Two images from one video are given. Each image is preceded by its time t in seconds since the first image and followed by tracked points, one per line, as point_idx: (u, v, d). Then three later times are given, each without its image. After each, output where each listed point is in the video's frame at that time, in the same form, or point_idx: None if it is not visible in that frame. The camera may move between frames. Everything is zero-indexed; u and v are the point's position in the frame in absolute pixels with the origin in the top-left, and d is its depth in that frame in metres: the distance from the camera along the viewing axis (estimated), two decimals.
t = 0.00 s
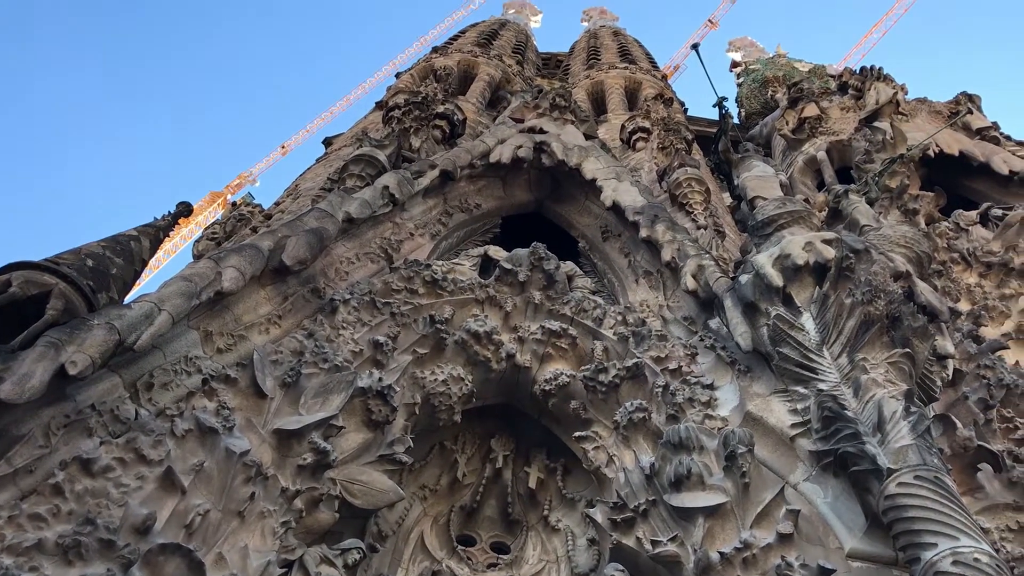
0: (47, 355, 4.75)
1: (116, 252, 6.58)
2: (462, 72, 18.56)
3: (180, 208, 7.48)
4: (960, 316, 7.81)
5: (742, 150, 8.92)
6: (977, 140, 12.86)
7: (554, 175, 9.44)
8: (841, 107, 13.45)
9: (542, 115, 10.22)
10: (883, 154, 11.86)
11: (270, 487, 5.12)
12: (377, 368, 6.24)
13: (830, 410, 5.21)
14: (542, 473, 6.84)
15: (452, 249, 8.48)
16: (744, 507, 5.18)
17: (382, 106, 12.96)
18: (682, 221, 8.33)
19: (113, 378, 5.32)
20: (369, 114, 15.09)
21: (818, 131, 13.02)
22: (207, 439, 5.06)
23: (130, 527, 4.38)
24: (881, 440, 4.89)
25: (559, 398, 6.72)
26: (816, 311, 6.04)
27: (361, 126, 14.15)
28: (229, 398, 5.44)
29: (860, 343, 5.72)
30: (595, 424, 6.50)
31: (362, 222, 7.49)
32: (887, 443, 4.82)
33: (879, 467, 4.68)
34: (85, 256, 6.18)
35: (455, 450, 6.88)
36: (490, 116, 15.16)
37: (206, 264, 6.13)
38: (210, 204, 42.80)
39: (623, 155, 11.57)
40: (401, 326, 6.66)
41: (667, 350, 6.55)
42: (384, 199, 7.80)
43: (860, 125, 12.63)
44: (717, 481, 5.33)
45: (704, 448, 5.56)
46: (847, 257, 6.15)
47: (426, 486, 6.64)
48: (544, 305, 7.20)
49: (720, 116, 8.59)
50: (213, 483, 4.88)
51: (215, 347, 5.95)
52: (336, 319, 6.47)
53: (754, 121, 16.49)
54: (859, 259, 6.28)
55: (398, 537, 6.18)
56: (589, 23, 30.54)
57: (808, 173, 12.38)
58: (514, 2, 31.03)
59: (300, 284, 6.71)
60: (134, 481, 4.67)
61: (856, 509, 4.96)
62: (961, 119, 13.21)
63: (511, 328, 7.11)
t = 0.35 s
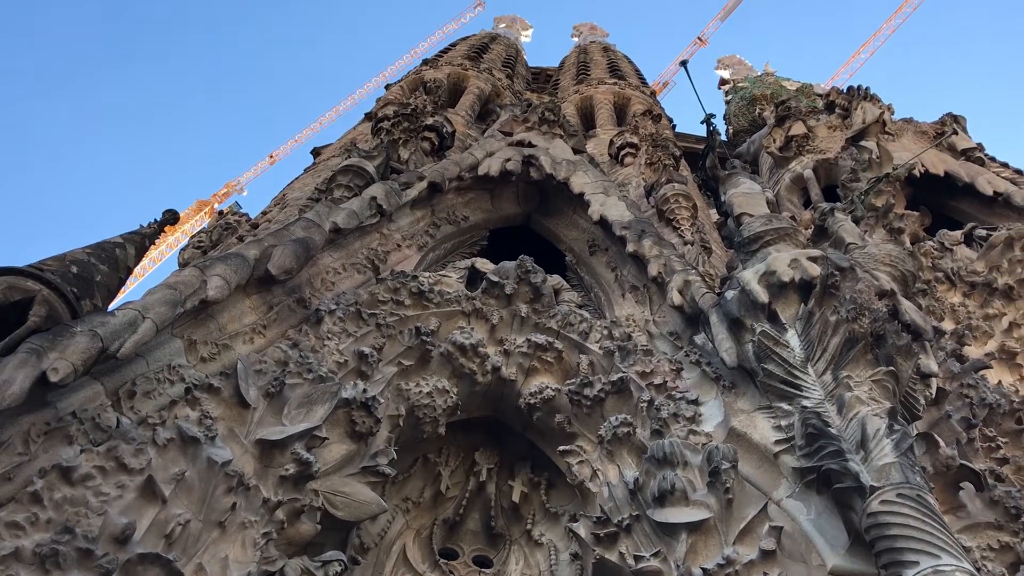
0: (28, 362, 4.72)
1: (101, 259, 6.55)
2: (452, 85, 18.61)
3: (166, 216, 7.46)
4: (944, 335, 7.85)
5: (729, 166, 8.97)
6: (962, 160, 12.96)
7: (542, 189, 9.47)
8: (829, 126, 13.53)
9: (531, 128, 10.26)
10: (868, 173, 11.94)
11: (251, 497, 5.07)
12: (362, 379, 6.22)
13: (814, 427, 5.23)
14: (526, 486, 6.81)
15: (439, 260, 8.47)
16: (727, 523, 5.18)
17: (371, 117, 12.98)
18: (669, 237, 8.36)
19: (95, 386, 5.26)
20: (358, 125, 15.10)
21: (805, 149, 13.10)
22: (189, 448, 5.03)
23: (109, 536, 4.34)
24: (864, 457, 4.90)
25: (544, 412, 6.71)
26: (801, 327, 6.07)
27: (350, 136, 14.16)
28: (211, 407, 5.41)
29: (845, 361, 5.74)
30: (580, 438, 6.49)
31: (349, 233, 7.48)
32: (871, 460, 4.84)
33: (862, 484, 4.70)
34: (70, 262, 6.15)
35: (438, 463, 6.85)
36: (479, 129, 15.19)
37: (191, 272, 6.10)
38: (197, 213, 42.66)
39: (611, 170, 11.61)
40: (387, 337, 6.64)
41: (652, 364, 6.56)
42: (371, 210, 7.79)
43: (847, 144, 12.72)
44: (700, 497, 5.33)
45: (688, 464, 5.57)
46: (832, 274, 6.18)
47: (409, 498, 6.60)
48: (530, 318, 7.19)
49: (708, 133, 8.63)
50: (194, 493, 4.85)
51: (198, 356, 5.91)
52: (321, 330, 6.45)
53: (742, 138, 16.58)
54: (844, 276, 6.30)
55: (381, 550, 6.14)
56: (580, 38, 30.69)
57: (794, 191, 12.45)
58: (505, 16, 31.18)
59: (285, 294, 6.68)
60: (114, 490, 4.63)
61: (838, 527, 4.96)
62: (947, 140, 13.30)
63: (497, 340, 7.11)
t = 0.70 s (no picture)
0: None
1: (78, 254, 6.49)
2: (438, 91, 18.62)
3: (146, 212, 7.40)
4: (918, 353, 7.91)
5: (711, 181, 9.02)
6: (941, 182, 13.11)
7: (525, 198, 9.49)
8: (810, 143, 13.63)
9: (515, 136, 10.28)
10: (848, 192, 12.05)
11: (223, 498, 5.03)
12: (338, 382, 6.19)
13: (788, 441, 5.26)
14: (500, 493, 6.79)
15: (420, 265, 8.45)
16: (700, 535, 5.19)
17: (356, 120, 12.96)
18: (650, 249, 8.39)
19: (67, 381, 5.18)
20: (343, 128, 15.06)
21: (786, 166, 13.17)
22: (162, 446, 5.00)
23: (76, 533, 4.29)
24: (837, 473, 4.93)
25: (520, 419, 6.71)
26: (777, 342, 6.11)
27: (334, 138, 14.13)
28: (185, 406, 5.37)
29: (820, 376, 5.78)
30: (555, 447, 6.49)
31: (329, 235, 7.46)
32: (843, 476, 4.87)
33: (834, 499, 4.73)
34: (46, 256, 6.09)
35: (412, 468, 6.81)
36: (464, 136, 15.20)
37: (169, 270, 6.06)
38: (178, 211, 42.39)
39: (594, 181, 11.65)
40: (364, 340, 6.62)
41: (629, 375, 6.58)
42: (353, 213, 7.77)
43: (828, 163, 12.84)
44: (673, 508, 5.34)
45: (662, 475, 5.58)
46: (810, 291, 6.22)
47: (382, 503, 6.56)
48: (509, 325, 7.19)
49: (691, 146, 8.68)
50: (164, 492, 4.82)
51: (174, 354, 5.85)
52: (298, 331, 6.42)
53: (725, 153, 16.69)
54: (822, 292, 6.34)
55: (352, 554, 6.10)
56: (567, 49, 30.81)
57: (775, 207, 12.54)
58: (493, 24, 31.25)
59: (263, 294, 6.65)
60: (84, 487, 4.58)
61: (810, 541, 4.98)
62: (927, 161, 13.44)
63: (475, 347, 7.09)
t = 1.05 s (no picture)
0: None
1: (52, 240, 6.42)
2: (424, 92, 18.62)
3: (123, 201, 7.34)
4: (888, 373, 7.98)
5: (691, 194, 9.07)
6: (918, 205, 13.25)
7: (506, 203, 9.52)
8: (791, 161, 13.76)
9: (499, 141, 10.29)
10: (826, 211, 12.17)
11: (189, 491, 4.99)
12: (310, 379, 6.17)
13: (757, 456, 5.29)
14: (468, 498, 6.78)
15: (398, 266, 8.42)
16: (666, 546, 5.20)
17: (340, 118, 12.92)
18: (628, 259, 8.43)
19: (35, 368, 5.13)
20: (326, 125, 15.01)
21: (766, 182, 13.29)
22: (128, 438, 4.94)
23: (37, 522, 4.23)
24: (803, 489, 4.98)
25: (492, 424, 6.70)
26: (750, 356, 6.15)
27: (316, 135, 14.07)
28: (154, 398, 5.31)
29: (791, 392, 5.81)
30: (525, 453, 6.49)
31: (307, 231, 7.43)
32: (810, 492, 4.91)
33: (800, 515, 4.77)
34: (19, 241, 6.02)
35: (382, 469, 6.76)
36: (447, 138, 15.18)
37: (143, 260, 6.01)
38: (156, 202, 42.08)
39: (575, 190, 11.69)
40: (338, 338, 6.58)
41: (602, 384, 6.59)
42: (332, 210, 7.75)
43: (808, 181, 12.94)
44: (640, 518, 5.34)
45: (631, 485, 5.59)
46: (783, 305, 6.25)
47: (349, 503, 6.53)
48: (484, 329, 7.19)
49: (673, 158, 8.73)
50: (129, 483, 4.77)
51: (145, 345, 5.80)
52: (271, 327, 6.39)
53: (706, 167, 16.80)
54: (795, 309, 6.38)
55: (316, 553, 6.06)
56: (554, 56, 30.90)
57: (754, 223, 12.63)
58: (481, 28, 31.30)
59: (238, 288, 6.60)
60: (47, 476, 4.52)
61: (773, 556, 5.01)
62: (905, 184, 13.58)
63: (449, 349, 7.08)
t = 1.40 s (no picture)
0: None
1: (26, 221, 6.33)
2: (411, 92, 18.59)
3: (101, 186, 7.26)
4: (857, 398, 8.04)
5: (671, 208, 9.12)
6: (895, 231, 13.40)
7: (487, 208, 9.54)
8: (771, 182, 13.84)
9: (483, 145, 10.30)
10: (804, 232, 12.27)
11: (152, 482, 4.94)
12: (280, 375, 6.13)
13: (723, 473, 5.33)
14: (434, 501, 6.76)
15: (375, 265, 8.39)
16: (629, 558, 5.20)
17: (324, 114, 12.87)
18: (606, 270, 8.45)
19: (1, 349, 5.06)
20: (309, 120, 14.94)
21: (746, 201, 13.37)
22: (93, 424, 4.87)
23: None
24: (767, 507, 5.02)
25: (461, 428, 6.69)
26: (721, 373, 6.18)
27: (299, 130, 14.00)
28: (122, 385, 5.24)
29: (760, 411, 5.85)
30: (493, 458, 6.48)
31: (286, 226, 7.39)
32: (773, 511, 4.96)
33: (763, 533, 4.82)
34: None
35: (348, 469, 6.73)
36: (431, 140, 15.16)
37: (118, 246, 5.94)
38: (135, 187, 41.72)
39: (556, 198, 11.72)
40: (311, 335, 6.54)
41: (573, 394, 6.60)
42: (312, 206, 7.72)
43: (787, 202, 13.04)
44: (604, 529, 5.34)
45: (597, 495, 5.58)
46: (757, 325, 6.29)
47: (314, 501, 6.48)
48: (459, 333, 7.18)
49: (655, 172, 8.78)
50: (92, 471, 4.69)
51: (115, 332, 5.73)
52: (244, 320, 6.33)
53: (688, 183, 16.89)
54: (770, 328, 6.38)
55: (278, 550, 6.02)
56: (543, 64, 30.97)
57: (732, 240, 12.71)
58: (471, 32, 31.32)
59: (213, 279, 6.55)
60: (7, 459, 4.43)
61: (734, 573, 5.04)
62: (883, 210, 13.72)
63: (423, 351, 7.05)
